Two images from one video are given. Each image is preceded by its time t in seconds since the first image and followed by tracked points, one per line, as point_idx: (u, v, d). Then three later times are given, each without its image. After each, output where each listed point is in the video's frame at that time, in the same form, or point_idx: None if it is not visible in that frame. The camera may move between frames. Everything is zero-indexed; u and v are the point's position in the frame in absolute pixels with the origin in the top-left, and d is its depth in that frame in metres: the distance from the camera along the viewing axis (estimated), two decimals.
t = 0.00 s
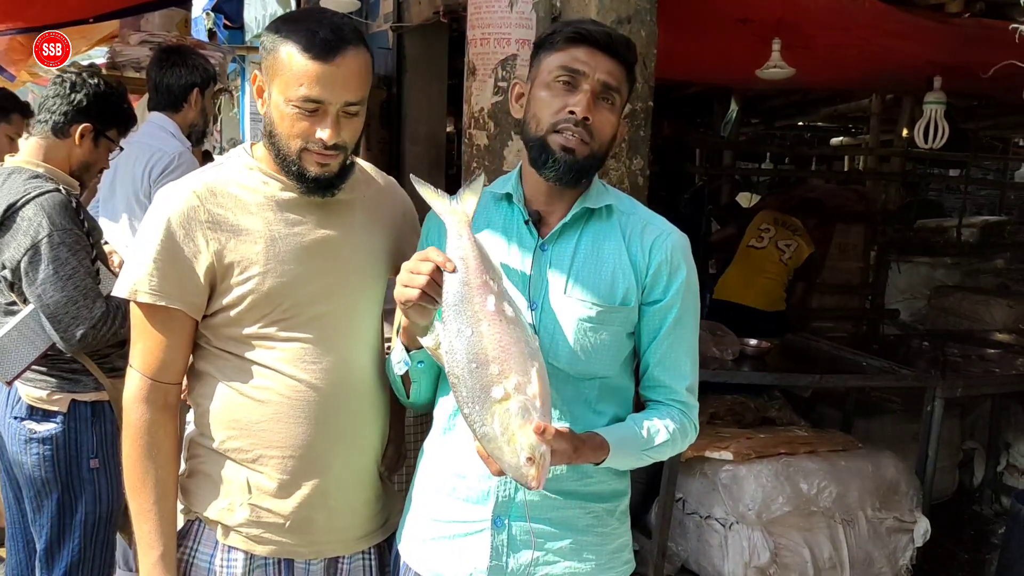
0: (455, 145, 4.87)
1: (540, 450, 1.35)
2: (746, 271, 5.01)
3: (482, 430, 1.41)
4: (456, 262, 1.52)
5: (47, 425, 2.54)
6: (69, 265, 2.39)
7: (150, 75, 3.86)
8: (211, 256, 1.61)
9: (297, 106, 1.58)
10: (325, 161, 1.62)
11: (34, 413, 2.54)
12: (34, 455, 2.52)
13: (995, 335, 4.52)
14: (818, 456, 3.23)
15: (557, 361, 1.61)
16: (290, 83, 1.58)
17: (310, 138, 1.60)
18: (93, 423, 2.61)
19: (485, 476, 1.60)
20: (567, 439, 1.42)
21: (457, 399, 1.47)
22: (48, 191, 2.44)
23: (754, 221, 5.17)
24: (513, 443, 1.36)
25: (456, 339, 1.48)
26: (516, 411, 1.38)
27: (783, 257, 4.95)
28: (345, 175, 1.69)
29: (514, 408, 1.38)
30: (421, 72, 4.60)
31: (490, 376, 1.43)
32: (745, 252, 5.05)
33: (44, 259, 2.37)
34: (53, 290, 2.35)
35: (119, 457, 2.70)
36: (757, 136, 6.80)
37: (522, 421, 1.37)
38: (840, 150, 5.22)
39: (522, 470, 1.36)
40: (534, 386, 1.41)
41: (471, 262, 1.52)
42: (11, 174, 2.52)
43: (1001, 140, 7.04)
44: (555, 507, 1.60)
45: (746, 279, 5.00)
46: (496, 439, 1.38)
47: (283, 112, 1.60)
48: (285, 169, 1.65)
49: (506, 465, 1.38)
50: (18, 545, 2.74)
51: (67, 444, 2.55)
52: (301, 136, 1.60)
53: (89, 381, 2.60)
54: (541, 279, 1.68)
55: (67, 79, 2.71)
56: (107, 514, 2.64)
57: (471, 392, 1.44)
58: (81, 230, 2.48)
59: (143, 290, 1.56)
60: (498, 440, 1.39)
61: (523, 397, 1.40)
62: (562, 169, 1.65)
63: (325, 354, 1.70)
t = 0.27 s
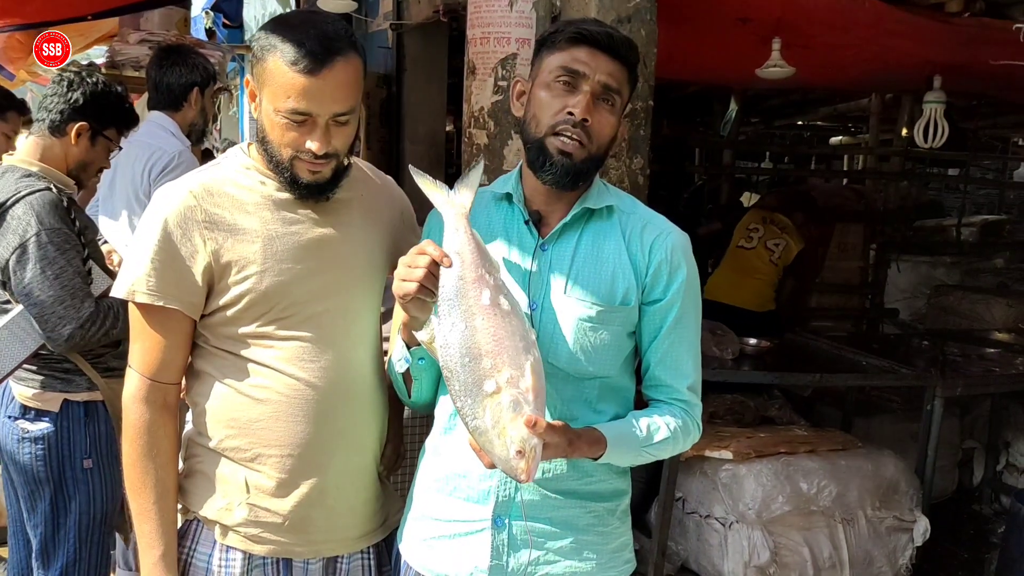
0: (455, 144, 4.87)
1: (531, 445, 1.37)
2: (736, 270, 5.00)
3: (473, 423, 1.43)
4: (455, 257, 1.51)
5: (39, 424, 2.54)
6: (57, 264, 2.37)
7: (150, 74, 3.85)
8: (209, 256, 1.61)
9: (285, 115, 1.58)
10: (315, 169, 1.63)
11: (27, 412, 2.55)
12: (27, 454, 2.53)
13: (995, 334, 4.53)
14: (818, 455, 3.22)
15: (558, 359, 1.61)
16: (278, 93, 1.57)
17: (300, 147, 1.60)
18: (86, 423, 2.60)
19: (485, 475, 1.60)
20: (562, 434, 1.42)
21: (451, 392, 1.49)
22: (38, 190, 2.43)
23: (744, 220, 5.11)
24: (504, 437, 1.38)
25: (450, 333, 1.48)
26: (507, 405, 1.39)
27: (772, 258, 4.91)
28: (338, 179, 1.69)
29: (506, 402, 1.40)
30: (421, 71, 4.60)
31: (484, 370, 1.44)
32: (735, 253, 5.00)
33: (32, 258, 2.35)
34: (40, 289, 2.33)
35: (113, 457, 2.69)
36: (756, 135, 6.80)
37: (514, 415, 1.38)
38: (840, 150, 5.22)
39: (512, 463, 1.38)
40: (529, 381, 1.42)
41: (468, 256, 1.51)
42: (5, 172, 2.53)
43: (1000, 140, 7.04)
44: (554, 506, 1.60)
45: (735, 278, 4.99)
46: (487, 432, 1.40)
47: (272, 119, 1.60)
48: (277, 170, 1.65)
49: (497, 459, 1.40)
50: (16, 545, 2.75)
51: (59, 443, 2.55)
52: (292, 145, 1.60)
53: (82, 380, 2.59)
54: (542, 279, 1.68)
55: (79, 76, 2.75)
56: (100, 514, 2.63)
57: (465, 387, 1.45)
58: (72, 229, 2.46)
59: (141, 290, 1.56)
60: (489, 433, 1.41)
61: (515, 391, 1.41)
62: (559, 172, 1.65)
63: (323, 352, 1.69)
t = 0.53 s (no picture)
0: (458, 142, 4.86)
1: (532, 444, 1.36)
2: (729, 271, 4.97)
3: (475, 423, 1.43)
4: (456, 256, 1.51)
5: (35, 421, 2.54)
6: (47, 262, 2.35)
7: (153, 72, 3.85)
8: (211, 253, 1.61)
9: (287, 108, 1.58)
10: (319, 162, 1.62)
11: (23, 409, 2.55)
12: (23, 451, 2.53)
13: (998, 333, 4.52)
14: (822, 454, 3.22)
15: (562, 356, 1.61)
16: (280, 86, 1.57)
17: (303, 140, 1.60)
18: (82, 420, 2.58)
19: (489, 472, 1.60)
20: (565, 432, 1.41)
21: (453, 392, 1.49)
22: (31, 187, 2.43)
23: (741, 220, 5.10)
24: (505, 437, 1.38)
25: (451, 332, 1.49)
26: (509, 404, 1.39)
27: (768, 259, 4.91)
28: (341, 174, 1.69)
29: (507, 402, 1.39)
30: (424, 69, 4.59)
31: (486, 370, 1.44)
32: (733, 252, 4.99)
33: (22, 255, 2.34)
34: (29, 285, 2.33)
35: (111, 454, 2.67)
36: (759, 134, 6.79)
37: (515, 415, 1.38)
38: (843, 149, 5.21)
39: (513, 462, 1.37)
40: (531, 380, 1.42)
41: (469, 256, 1.51)
42: (2, 169, 2.53)
43: (1003, 139, 7.03)
44: (559, 503, 1.60)
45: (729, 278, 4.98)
46: (488, 432, 1.40)
47: (274, 113, 1.60)
48: (278, 165, 1.65)
49: (499, 458, 1.40)
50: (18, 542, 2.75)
51: (54, 440, 2.54)
52: (294, 138, 1.60)
53: (77, 378, 2.57)
54: (546, 276, 1.67)
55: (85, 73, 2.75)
56: (97, 513, 2.61)
57: (467, 385, 1.45)
58: (64, 227, 2.45)
59: (143, 288, 1.56)
60: (490, 433, 1.40)
61: (517, 390, 1.40)
62: (561, 166, 1.64)
63: (325, 350, 1.69)
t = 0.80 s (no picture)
0: (463, 141, 4.87)
1: (542, 442, 1.36)
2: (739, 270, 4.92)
3: (484, 422, 1.43)
4: (464, 254, 1.51)
5: (35, 417, 2.55)
6: (41, 258, 2.35)
7: (160, 70, 3.86)
8: (219, 250, 1.61)
9: (293, 96, 1.59)
10: (326, 151, 1.62)
11: (24, 405, 2.56)
12: (22, 448, 2.54)
13: (1005, 333, 4.50)
14: (828, 453, 3.21)
15: (570, 354, 1.61)
16: (286, 74, 1.59)
17: (310, 128, 1.60)
18: (80, 418, 2.58)
19: (497, 469, 1.60)
20: (573, 430, 1.41)
21: (461, 389, 1.49)
22: (31, 183, 2.42)
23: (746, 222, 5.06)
24: (514, 435, 1.37)
25: (459, 330, 1.49)
26: (517, 402, 1.39)
27: (779, 260, 4.87)
28: (349, 167, 1.68)
29: (516, 400, 1.39)
30: (430, 67, 4.59)
31: (494, 368, 1.44)
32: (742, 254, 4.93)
33: (17, 251, 2.34)
34: (23, 282, 2.33)
35: (112, 453, 2.66)
36: (765, 132, 6.77)
37: (524, 412, 1.38)
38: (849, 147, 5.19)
39: (523, 460, 1.37)
40: (539, 377, 1.41)
41: (476, 253, 1.50)
42: (5, 165, 2.53)
43: (1010, 138, 7.00)
44: (567, 501, 1.60)
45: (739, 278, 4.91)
46: (498, 431, 1.40)
47: (281, 104, 1.61)
48: (287, 159, 1.66)
49: (508, 456, 1.40)
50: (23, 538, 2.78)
51: (53, 437, 2.55)
52: (301, 126, 1.61)
53: (76, 375, 2.57)
54: (552, 274, 1.67)
55: (93, 72, 2.76)
56: (97, 510, 2.61)
57: (475, 383, 1.45)
58: (62, 223, 2.44)
59: (152, 285, 1.56)
60: (500, 431, 1.40)
61: (525, 388, 1.40)
62: (566, 168, 1.65)
63: (333, 347, 1.69)
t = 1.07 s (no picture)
0: (469, 140, 4.87)
1: (549, 443, 1.36)
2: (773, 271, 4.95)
3: (492, 423, 1.43)
4: (471, 256, 1.51)
5: (36, 415, 2.56)
6: (39, 257, 2.37)
7: (167, 69, 3.87)
8: (227, 250, 1.62)
9: (298, 91, 1.60)
10: (331, 146, 1.63)
11: (26, 403, 2.58)
12: (22, 445, 2.56)
13: (1011, 332, 4.49)
14: (833, 453, 3.21)
15: (576, 354, 1.61)
16: (291, 69, 1.59)
17: (315, 123, 1.61)
18: (80, 417, 2.57)
19: (504, 469, 1.60)
20: (580, 430, 1.41)
21: (468, 390, 1.49)
22: (34, 182, 2.45)
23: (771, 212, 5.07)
24: (522, 437, 1.38)
25: (466, 331, 1.49)
26: (525, 403, 1.39)
27: (810, 252, 4.94)
28: (355, 163, 1.69)
29: (523, 401, 1.40)
30: (435, 67, 4.60)
31: (501, 369, 1.44)
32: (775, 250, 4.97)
33: (16, 250, 2.37)
34: (22, 280, 2.36)
35: (112, 452, 2.64)
36: (770, 132, 6.77)
37: (531, 413, 1.38)
38: (855, 146, 5.18)
39: (530, 462, 1.37)
40: (545, 378, 1.42)
41: (483, 255, 1.51)
42: (14, 164, 2.56)
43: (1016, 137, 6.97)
44: (574, 501, 1.60)
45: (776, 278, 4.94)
46: (505, 432, 1.40)
47: (286, 100, 1.62)
48: (293, 158, 1.66)
49: (516, 457, 1.40)
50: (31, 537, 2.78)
51: (52, 436, 2.55)
52: (305, 121, 1.61)
53: (77, 374, 2.58)
54: (559, 275, 1.67)
55: (104, 73, 2.76)
56: (96, 511, 2.59)
57: (483, 384, 1.46)
58: (63, 222, 2.45)
59: (159, 284, 1.57)
60: (507, 432, 1.41)
61: (532, 390, 1.41)
62: (571, 169, 1.65)
63: (340, 346, 1.70)
